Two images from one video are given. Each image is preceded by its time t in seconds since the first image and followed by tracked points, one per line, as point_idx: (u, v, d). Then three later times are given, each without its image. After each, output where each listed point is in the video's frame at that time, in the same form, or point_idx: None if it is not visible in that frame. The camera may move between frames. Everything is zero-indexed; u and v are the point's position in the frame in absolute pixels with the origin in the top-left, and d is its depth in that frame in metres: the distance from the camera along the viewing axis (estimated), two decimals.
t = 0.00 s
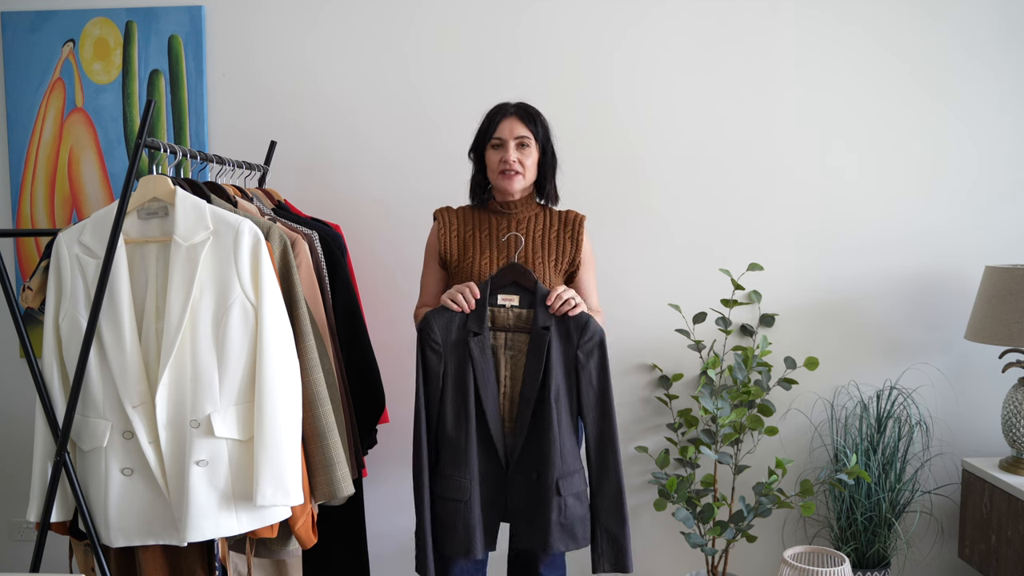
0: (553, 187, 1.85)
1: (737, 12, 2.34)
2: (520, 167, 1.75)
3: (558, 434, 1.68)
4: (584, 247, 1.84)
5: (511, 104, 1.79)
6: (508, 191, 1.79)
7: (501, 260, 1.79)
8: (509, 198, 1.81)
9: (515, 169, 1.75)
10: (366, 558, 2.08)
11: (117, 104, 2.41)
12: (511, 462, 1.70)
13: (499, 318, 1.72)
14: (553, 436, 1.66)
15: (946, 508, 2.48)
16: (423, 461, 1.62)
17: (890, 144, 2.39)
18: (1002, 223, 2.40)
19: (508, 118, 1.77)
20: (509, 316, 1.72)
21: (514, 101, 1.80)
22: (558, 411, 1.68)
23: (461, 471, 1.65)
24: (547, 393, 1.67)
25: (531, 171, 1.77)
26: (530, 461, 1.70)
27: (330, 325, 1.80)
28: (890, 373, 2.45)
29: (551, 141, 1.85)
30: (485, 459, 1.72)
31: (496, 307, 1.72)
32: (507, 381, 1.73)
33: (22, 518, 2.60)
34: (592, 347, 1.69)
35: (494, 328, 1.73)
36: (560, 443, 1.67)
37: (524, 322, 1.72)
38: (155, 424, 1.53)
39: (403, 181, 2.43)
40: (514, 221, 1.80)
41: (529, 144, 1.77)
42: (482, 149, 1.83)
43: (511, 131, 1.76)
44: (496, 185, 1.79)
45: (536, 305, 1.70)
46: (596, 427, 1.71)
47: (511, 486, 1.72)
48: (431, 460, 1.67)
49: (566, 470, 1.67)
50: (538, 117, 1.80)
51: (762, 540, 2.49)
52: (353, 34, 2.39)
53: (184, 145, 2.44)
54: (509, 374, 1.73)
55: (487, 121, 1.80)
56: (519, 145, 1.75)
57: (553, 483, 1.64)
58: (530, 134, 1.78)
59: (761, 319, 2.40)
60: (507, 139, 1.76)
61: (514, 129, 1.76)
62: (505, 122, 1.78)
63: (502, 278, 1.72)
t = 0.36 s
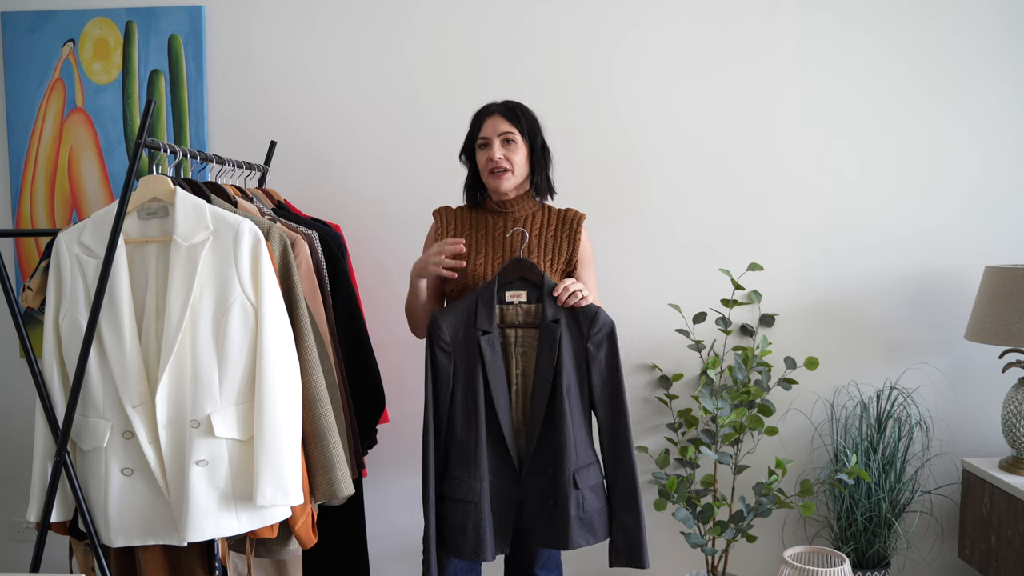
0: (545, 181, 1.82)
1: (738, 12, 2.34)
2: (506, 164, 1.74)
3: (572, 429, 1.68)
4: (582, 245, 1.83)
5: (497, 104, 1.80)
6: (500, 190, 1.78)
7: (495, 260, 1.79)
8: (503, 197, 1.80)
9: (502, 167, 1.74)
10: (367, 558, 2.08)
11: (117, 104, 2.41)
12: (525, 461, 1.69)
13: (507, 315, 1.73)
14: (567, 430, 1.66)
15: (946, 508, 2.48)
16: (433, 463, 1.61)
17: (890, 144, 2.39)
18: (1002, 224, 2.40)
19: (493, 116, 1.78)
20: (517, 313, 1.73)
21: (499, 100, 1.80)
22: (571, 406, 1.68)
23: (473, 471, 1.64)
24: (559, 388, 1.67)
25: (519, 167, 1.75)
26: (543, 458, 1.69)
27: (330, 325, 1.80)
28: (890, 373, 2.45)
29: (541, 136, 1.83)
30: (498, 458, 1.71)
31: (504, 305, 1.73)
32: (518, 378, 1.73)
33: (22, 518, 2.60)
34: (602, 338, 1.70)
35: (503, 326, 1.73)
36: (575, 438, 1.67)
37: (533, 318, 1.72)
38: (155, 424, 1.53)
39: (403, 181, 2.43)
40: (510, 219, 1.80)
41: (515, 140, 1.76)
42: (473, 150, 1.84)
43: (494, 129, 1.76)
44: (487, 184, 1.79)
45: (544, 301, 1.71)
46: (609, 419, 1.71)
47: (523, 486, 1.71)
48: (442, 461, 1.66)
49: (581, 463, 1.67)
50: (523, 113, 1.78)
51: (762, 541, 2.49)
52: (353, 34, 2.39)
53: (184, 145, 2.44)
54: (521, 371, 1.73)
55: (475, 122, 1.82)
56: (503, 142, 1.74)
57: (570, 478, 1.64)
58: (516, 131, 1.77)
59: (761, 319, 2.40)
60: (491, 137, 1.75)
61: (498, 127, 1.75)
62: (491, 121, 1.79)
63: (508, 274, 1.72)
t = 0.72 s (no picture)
0: (539, 183, 1.82)
1: (738, 12, 2.34)
2: (499, 168, 1.74)
3: (585, 432, 1.67)
4: (579, 244, 1.83)
5: (493, 105, 1.79)
6: (494, 193, 1.79)
7: (490, 260, 1.79)
8: (499, 198, 1.82)
9: (495, 170, 1.75)
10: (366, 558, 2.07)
11: (118, 104, 2.41)
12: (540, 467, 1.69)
13: (515, 321, 1.73)
14: (580, 433, 1.65)
15: (946, 508, 2.48)
16: (446, 473, 1.60)
17: (890, 143, 2.39)
18: (1001, 224, 2.40)
19: (488, 119, 1.78)
20: (525, 318, 1.73)
21: (496, 102, 1.79)
22: (583, 410, 1.68)
23: (488, 482, 1.63)
24: (570, 392, 1.67)
25: (511, 171, 1.75)
26: (558, 463, 1.69)
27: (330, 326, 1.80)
28: (890, 373, 2.45)
29: (538, 138, 1.81)
30: (513, 466, 1.70)
31: (511, 311, 1.73)
32: (527, 384, 1.73)
33: (22, 518, 2.60)
34: (611, 338, 1.70)
35: (512, 332, 1.73)
36: (588, 441, 1.67)
37: (541, 323, 1.72)
38: (155, 424, 1.53)
39: (403, 181, 2.43)
40: (508, 219, 1.81)
41: (508, 143, 1.75)
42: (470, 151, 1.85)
43: (488, 132, 1.76)
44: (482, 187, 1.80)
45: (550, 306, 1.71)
46: (623, 419, 1.71)
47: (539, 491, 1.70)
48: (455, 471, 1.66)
49: (596, 467, 1.67)
50: (518, 116, 1.78)
51: (762, 541, 2.49)
52: (353, 34, 2.39)
53: (184, 145, 2.44)
54: (531, 377, 1.73)
55: (472, 123, 1.82)
56: (496, 146, 1.74)
57: (586, 482, 1.63)
58: (511, 134, 1.77)
59: (761, 319, 2.40)
60: (485, 141, 1.76)
61: (491, 130, 1.75)
62: (486, 124, 1.79)
63: (512, 281, 1.73)
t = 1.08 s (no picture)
0: (541, 181, 1.82)
1: (738, 12, 2.34)
2: (501, 167, 1.74)
3: (591, 430, 1.67)
4: (580, 244, 1.83)
5: (492, 105, 1.79)
6: (496, 192, 1.79)
7: (493, 260, 1.80)
8: (501, 198, 1.81)
9: (497, 170, 1.75)
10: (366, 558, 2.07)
11: (118, 105, 2.41)
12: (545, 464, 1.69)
13: (521, 319, 1.73)
14: (585, 431, 1.65)
15: (946, 508, 2.48)
16: (451, 471, 1.60)
17: (890, 143, 2.39)
18: (1001, 224, 2.40)
19: (487, 119, 1.77)
20: (531, 316, 1.73)
21: (494, 102, 1.79)
22: (588, 408, 1.68)
23: (493, 481, 1.64)
24: (575, 390, 1.67)
25: (514, 170, 1.75)
26: (562, 461, 1.69)
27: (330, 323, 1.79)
28: (890, 373, 2.45)
29: (537, 136, 1.82)
30: (517, 464, 1.70)
31: (518, 310, 1.73)
32: (533, 382, 1.74)
33: (22, 518, 2.60)
34: (617, 337, 1.70)
35: (518, 330, 1.73)
36: (593, 439, 1.67)
37: (548, 321, 1.73)
38: (155, 424, 1.53)
39: (403, 181, 2.43)
40: (511, 219, 1.81)
41: (509, 143, 1.75)
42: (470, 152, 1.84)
43: (488, 132, 1.75)
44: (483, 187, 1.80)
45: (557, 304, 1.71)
46: (628, 418, 1.71)
47: (543, 489, 1.70)
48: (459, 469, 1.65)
49: (600, 465, 1.67)
50: (517, 115, 1.78)
51: (762, 541, 2.49)
52: (353, 34, 2.39)
53: (184, 145, 2.44)
54: (536, 375, 1.73)
55: (471, 124, 1.82)
56: (497, 145, 1.75)
57: (590, 481, 1.63)
58: (511, 133, 1.77)
59: (761, 319, 2.40)
60: (485, 141, 1.75)
61: (492, 130, 1.75)
62: (486, 124, 1.78)
63: (519, 278, 1.72)
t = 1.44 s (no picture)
0: (536, 181, 1.82)
1: (738, 11, 2.34)
2: (499, 166, 1.74)
3: (588, 431, 1.67)
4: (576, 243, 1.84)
5: (489, 104, 1.79)
6: (493, 191, 1.79)
7: (491, 262, 1.80)
8: (497, 197, 1.81)
9: (495, 169, 1.75)
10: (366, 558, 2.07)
11: (118, 105, 2.41)
12: (542, 465, 1.69)
13: (521, 321, 1.73)
14: (582, 432, 1.66)
15: (946, 508, 2.48)
16: (449, 472, 1.60)
17: (890, 143, 2.39)
18: (1002, 224, 2.40)
19: (485, 118, 1.77)
20: (532, 318, 1.73)
21: (491, 100, 1.79)
22: (585, 410, 1.68)
23: (490, 482, 1.63)
24: (575, 392, 1.67)
25: (511, 169, 1.75)
26: (559, 462, 1.69)
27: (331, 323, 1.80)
28: (890, 373, 2.45)
29: (533, 135, 1.82)
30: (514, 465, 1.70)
31: (518, 311, 1.73)
32: (532, 383, 1.73)
33: (22, 518, 2.60)
34: (616, 340, 1.70)
35: (518, 331, 1.73)
36: (590, 441, 1.67)
37: (547, 323, 1.73)
38: (155, 424, 1.53)
39: (403, 181, 2.43)
40: (506, 219, 1.80)
41: (506, 141, 1.75)
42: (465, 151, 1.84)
43: (485, 131, 1.75)
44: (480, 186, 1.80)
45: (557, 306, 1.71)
46: (624, 420, 1.71)
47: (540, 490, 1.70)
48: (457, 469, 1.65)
49: (597, 466, 1.67)
50: (514, 113, 1.78)
51: (762, 541, 2.49)
52: (353, 34, 2.39)
53: (184, 145, 2.44)
54: (535, 376, 1.73)
55: (467, 122, 1.81)
56: (495, 144, 1.75)
57: (587, 482, 1.64)
58: (508, 132, 1.77)
59: (761, 319, 2.40)
60: (483, 139, 1.75)
61: (489, 128, 1.75)
62: (482, 122, 1.78)
63: (522, 279, 1.71)
